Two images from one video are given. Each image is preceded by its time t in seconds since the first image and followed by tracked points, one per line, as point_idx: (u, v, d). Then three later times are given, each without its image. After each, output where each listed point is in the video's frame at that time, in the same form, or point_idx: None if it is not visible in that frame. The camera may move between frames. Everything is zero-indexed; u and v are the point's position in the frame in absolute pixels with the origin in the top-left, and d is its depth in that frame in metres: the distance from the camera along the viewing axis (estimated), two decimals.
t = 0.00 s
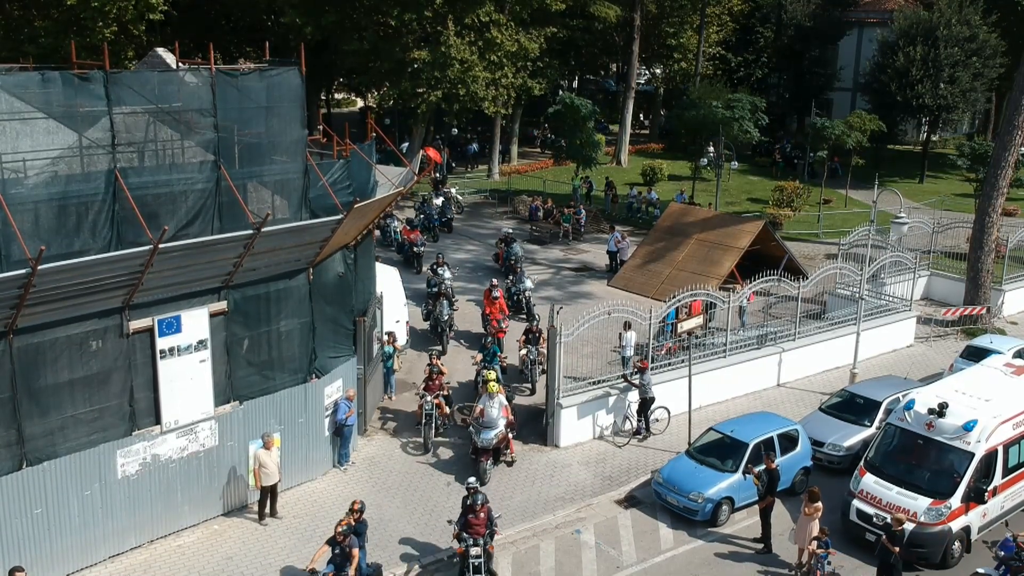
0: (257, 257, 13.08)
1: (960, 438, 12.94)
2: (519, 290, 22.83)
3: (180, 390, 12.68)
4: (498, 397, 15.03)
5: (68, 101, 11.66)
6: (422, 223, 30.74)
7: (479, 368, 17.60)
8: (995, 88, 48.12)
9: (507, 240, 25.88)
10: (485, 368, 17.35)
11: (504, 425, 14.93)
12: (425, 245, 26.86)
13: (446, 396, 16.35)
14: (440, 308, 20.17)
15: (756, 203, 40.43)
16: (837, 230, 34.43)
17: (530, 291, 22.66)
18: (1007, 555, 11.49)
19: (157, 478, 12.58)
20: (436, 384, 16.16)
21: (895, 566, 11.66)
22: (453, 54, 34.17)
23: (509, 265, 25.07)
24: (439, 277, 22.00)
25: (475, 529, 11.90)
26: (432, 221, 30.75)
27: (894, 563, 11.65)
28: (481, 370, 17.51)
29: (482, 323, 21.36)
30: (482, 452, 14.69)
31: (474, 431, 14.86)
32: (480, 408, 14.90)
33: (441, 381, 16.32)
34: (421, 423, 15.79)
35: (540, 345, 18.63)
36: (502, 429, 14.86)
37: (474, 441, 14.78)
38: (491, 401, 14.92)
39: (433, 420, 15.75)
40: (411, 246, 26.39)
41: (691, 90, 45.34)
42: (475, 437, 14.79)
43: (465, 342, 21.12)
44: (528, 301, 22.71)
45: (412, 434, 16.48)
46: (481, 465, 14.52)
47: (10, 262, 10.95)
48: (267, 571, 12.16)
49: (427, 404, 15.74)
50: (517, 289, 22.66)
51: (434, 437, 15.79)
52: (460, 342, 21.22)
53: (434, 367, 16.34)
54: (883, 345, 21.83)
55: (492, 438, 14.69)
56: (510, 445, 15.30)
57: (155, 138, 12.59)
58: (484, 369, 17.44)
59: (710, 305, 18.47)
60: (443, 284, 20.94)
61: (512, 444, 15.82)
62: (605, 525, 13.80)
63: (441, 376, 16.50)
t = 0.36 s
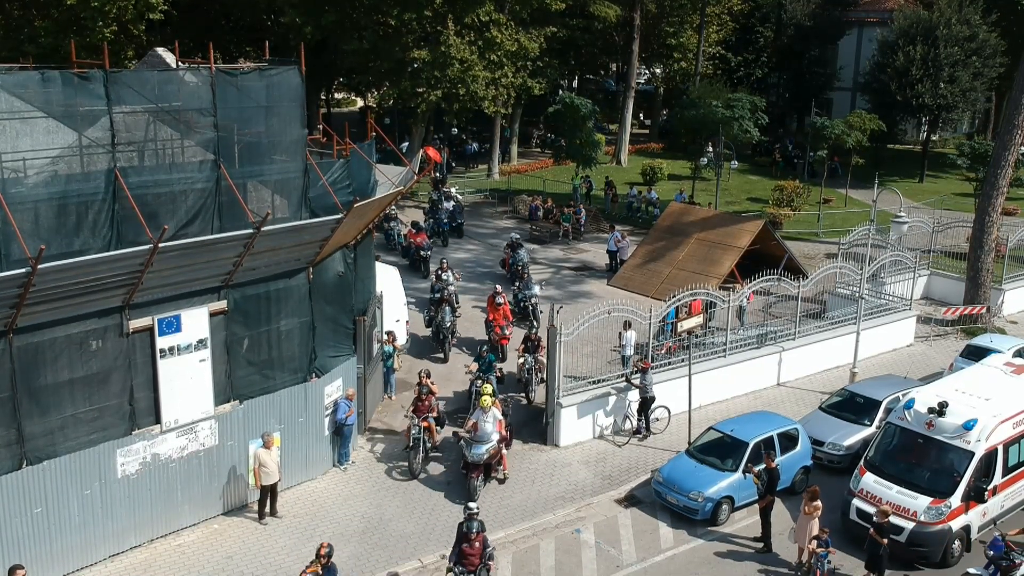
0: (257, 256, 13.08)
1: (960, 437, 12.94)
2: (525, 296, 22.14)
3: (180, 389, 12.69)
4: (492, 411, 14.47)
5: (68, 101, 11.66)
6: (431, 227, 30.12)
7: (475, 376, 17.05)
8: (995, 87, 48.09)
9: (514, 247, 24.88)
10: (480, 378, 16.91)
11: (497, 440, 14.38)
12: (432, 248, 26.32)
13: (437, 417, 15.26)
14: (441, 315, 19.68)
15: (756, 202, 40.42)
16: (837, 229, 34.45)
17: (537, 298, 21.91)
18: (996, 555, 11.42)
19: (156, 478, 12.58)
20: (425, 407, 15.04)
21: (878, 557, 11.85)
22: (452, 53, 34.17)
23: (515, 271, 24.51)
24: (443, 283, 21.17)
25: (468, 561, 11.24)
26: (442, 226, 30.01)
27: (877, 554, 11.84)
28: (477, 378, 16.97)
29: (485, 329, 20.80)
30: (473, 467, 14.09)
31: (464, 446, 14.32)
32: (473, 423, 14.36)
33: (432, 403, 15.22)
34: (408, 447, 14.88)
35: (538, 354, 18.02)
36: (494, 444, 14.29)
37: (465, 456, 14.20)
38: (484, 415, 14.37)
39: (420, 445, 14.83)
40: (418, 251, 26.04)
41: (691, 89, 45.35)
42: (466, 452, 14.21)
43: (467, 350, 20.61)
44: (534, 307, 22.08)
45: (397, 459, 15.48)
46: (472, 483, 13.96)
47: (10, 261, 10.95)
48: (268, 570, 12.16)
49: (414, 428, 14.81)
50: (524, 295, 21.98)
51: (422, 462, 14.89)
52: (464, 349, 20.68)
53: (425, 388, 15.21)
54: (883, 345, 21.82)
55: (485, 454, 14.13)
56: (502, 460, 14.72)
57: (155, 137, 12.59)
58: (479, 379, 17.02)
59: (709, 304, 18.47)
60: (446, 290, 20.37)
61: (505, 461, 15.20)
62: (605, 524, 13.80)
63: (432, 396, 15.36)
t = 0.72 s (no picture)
0: (257, 256, 13.08)
1: (960, 438, 12.94)
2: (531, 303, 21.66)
3: (180, 389, 12.69)
4: (486, 427, 13.91)
5: (68, 101, 11.66)
6: (439, 232, 29.55)
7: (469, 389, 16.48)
8: (995, 87, 48.09)
9: (520, 252, 24.61)
10: (475, 388, 16.41)
11: (491, 456, 13.82)
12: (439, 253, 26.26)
13: (424, 444, 14.44)
14: (444, 323, 19.32)
15: (756, 202, 40.42)
16: (837, 229, 34.48)
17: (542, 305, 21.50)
18: (987, 556, 11.46)
19: (156, 478, 12.58)
20: (411, 431, 14.30)
21: (872, 552, 12.06)
22: (452, 53, 34.17)
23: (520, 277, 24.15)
24: (445, 290, 21.05)
25: None
26: (450, 230, 29.48)
27: (871, 549, 12.04)
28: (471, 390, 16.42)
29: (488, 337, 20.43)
30: (466, 485, 13.59)
31: (456, 462, 13.74)
32: (467, 438, 13.83)
33: (420, 427, 14.46)
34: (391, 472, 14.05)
35: (534, 362, 17.23)
36: (488, 461, 13.73)
37: (458, 472, 13.67)
38: (478, 431, 13.81)
39: (402, 470, 13.98)
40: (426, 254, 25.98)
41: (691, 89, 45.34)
42: (459, 469, 13.67)
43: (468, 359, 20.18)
44: (539, 315, 21.47)
45: (379, 484, 14.65)
46: (464, 499, 13.48)
47: (10, 261, 10.95)
48: (269, 570, 12.17)
49: (397, 452, 13.98)
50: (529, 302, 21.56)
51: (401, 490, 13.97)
52: (466, 358, 20.28)
53: (413, 411, 14.46)
54: (883, 345, 21.83)
55: (477, 471, 13.58)
56: (495, 478, 14.18)
57: (155, 137, 12.58)
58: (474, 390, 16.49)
59: (709, 304, 18.48)
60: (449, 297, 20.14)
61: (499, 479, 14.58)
62: (605, 524, 13.80)
63: (421, 419, 14.61)
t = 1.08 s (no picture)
0: (257, 256, 13.08)
1: (959, 438, 12.95)
2: (534, 312, 21.43)
3: (180, 390, 12.69)
4: (481, 445, 13.19)
5: (68, 102, 11.66)
6: (450, 236, 28.98)
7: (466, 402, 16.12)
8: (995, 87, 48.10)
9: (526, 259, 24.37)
10: (472, 404, 16.04)
11: (485, 477, 13.14)
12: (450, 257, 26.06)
13: (407, 472, 13.53)
14: (446, 329, 19.13)
15: (756, 202, 40.42)
16: (837, 229, 34.52)
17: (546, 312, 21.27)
18: (979, 557, 11.49)
19: (156, 478, 12.58)
20: (393, 460, 13.38)
21: (868, 555, 12.00)
22: (452, 53, 34.16)
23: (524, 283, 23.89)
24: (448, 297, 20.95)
25: None
26: (461, 235, 28.95)
27: (867, 552, 11.98)
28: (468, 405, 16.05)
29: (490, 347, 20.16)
30: (460, 508, 12.91)
31: (450, 484, 13.05)
32: (460, 457, 13.16)
33: (403, 456, 13.54)
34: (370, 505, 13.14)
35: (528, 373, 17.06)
36: (482, 482, 13.05)
37: (451, 494, 12.99)
38: (472, 451, 13.12)
39: (382, 501, 13.08)
40: (437, 258, 25.76)
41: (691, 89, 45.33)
42: (452, 491, 13.00)
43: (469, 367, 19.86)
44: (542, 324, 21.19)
45: (358, 516, 13.68)
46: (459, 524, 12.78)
47: (10, 262, 10.96)
48: (269, 571, 12.17)
49: (377, 482, 13.09)
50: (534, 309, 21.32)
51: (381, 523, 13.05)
52: (466, 367, 19.88)
53: (396, 439, 13.52)
54: (883, 345, 21.84)
55: (471, 494, 12.87)
56: (490, 499, 13.48)
57: (155, 138, 12.57)
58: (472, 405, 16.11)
59: (709, 305, 18.48)
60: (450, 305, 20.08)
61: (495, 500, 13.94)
62: (605, 524, 13.81)
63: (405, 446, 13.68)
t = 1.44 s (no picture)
0: (257, 257, 13.09)
1: (959, 438, 12.96)
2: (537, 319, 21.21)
3: (180, 390, 12.70)
4: (474, 469, 12.48)
5: (68, 102, 11.67)
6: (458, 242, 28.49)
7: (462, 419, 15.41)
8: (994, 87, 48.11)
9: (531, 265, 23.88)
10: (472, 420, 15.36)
11: (479, 505, 12.51)
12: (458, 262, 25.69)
13: (391, 502, 12.64)
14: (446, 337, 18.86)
15: (755, 202, 40.42)
16: (837, 229, 34.56)
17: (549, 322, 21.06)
18: (974, 559, 11.52)
19: (156, 479, 12.58)
20: (375, 492, 12.45)
21: (867, 556, 12.01)
22: (452, 53, 34.15)
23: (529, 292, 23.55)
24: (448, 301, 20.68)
25: None
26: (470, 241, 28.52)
27: (865, 554, 11.97)
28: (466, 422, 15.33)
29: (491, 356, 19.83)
30: (453, 539, 12.29)
31: (444, 512, 12.41)
32: (452, 483, 12.50)
33: (386, 486, 12.61)
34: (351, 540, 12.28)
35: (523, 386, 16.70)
36: (476, 511, 12.43)
37: (443, 524, 12.36)
38: (466, 476, 12.43)
39: (365, 537, 12.21)
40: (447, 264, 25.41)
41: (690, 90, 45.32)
42: (445, 520, 12.38)
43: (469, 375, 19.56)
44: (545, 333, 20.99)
45: (340, 550, 12.77)
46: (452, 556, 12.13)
47: (10, 263, 10.98)
48: (270, 571, 12.18)
49: (358, 517, 12.23)
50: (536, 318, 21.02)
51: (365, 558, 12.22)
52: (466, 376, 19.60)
53: (376, 470, 12.56)
54: (882, 345, 21.85)
55: (466, 524, 12.28)
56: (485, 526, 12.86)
57: (156, 138, 12.57)
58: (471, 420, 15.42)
59: (709, 305, 18.49)
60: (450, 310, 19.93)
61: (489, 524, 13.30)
62: (605, 525, 13.82)
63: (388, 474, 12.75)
